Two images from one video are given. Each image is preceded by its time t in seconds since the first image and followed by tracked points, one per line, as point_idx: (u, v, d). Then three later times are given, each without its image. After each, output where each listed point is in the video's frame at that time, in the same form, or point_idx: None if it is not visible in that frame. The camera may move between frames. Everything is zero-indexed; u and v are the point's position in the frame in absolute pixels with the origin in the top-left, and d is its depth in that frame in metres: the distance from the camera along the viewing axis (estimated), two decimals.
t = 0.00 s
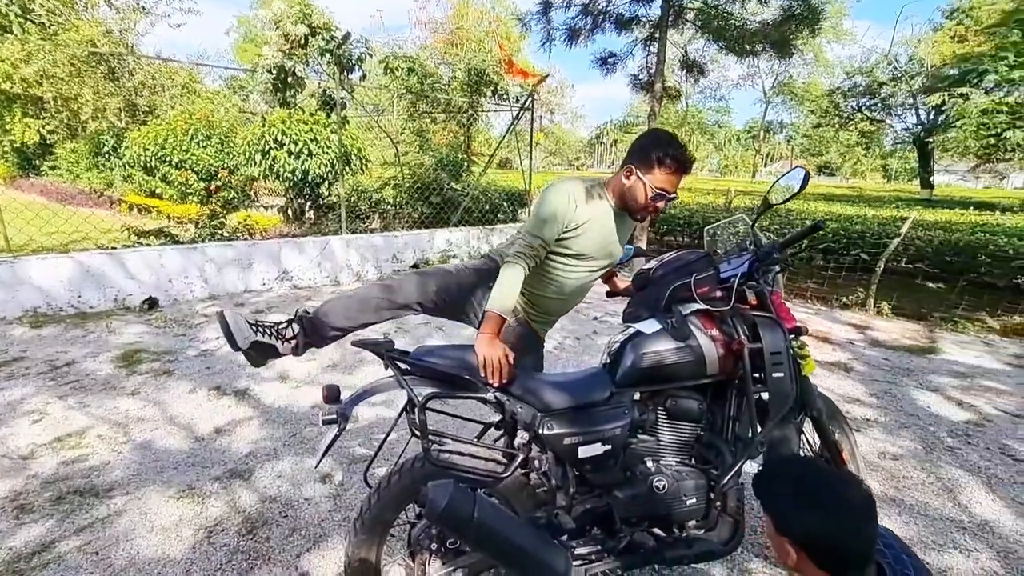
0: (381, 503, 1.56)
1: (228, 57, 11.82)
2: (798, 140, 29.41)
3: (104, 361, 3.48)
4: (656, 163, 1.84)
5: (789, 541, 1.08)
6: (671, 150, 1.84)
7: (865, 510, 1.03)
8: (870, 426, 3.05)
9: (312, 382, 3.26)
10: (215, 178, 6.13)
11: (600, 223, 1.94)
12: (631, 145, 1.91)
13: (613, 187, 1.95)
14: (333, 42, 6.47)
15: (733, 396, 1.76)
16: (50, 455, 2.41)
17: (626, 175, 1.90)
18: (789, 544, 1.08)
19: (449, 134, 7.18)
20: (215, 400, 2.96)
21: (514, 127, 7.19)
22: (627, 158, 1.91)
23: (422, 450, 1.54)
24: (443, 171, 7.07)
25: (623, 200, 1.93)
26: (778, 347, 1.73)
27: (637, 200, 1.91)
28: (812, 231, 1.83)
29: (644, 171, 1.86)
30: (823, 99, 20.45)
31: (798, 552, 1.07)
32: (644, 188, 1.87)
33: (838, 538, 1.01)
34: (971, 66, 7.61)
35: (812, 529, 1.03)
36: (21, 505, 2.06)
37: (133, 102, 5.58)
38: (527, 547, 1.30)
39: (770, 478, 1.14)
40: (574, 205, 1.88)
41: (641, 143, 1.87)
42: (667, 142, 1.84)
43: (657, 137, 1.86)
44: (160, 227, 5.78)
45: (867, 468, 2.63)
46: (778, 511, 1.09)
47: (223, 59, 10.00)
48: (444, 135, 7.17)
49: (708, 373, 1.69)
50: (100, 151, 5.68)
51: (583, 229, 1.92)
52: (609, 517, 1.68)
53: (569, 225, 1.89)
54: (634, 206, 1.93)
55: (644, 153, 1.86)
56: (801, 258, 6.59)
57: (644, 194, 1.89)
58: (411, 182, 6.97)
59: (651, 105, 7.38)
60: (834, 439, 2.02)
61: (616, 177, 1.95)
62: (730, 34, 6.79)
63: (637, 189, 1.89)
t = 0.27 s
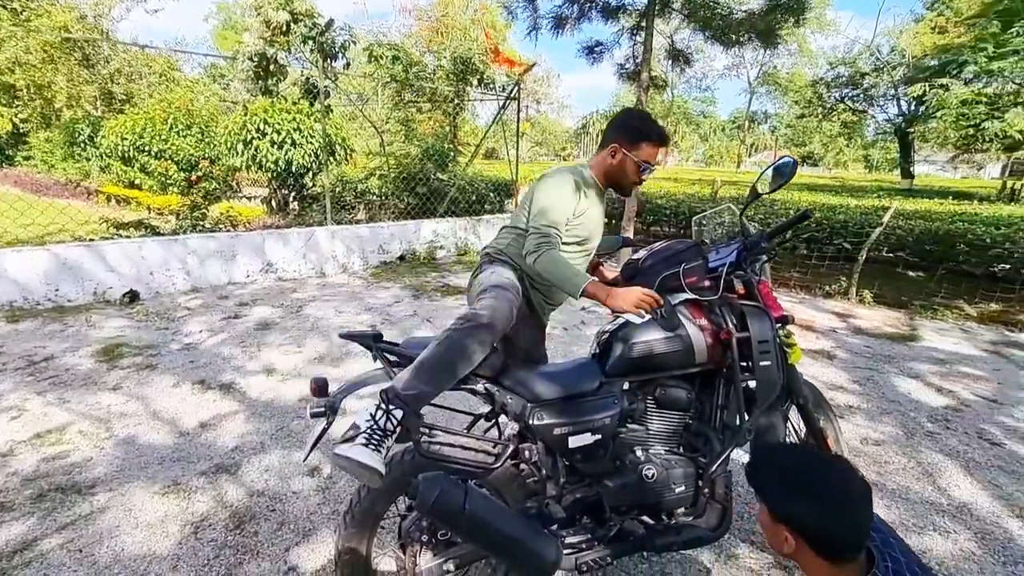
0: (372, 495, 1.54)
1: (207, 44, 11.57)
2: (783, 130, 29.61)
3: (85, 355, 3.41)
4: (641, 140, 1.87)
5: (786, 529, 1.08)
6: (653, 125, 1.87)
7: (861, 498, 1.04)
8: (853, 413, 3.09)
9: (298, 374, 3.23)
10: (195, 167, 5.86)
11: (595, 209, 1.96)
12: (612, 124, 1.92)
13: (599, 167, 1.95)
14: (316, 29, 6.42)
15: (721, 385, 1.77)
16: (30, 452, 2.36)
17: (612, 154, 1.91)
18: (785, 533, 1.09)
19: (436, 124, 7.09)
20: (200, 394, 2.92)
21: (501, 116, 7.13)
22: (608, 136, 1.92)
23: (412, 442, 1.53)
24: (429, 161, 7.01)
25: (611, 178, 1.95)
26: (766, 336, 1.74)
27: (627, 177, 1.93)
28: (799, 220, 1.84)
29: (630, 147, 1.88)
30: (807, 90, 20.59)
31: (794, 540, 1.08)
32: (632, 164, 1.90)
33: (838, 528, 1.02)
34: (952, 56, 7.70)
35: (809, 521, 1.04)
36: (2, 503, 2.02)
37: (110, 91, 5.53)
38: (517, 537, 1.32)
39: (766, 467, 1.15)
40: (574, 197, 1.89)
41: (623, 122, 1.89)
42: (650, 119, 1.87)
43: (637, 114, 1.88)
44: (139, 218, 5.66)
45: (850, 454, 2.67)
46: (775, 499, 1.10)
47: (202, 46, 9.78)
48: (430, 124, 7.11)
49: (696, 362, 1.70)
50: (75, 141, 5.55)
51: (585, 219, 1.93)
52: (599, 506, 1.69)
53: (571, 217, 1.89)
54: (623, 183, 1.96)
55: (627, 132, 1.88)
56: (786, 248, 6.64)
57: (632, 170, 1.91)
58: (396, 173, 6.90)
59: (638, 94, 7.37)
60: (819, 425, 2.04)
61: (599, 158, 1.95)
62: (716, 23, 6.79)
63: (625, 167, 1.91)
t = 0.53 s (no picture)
0: (353, 481, 1.53)
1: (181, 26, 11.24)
2: (765, 116, 29.75)
3: (60, 347, 3.34)
4: (612, 114, 1.87)
5: (764, 507, 1.11)
6: (621, 99, 1.87)
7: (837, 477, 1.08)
8: (829, 394, 3.15)
9: (280, 363, 3.20)
10: (171, 154, 5.82)
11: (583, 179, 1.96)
12: (581, 99, 1.90)
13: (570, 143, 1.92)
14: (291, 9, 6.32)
15: (700, 369, 1.79)
16: (4, 445, 2.32)
17: (583, 129, 1.89)
18: (763, 510, 1.12)
19: (417, 109, 7.01)
20: (179, 384, 2.89)
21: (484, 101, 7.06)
22: (577, 112, 1.90)
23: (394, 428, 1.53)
24: (412, 147, 6.92)
25: (584, 154, 1.93)
26: (744, 320, 1.76)
27: (600, 152, 1.92)
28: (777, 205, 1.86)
29: (602, 122, 1.87)
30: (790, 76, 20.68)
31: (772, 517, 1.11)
32: (603, 139, 1.89)
33: (818, 507, 1.05)
34: (931, 42, 7.77)
35: (790, 501, 1.07)
36: None
37: (80, 74, 5.35)
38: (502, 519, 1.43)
39: (741, 448, 1.16)
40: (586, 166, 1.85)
41: (592, 97, 1.87)
42: (618, 92, 1.86)
43: (605, 87, 1.87)
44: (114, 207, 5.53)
45: (825, 434, 2.73)
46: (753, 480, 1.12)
47: (177, 28, 9.51)
48: (411, 110, 7.04)
49: (676, 347, 1.72)
50: (45, 126, 5.29)
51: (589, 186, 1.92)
52: (581, 489, 1.71)
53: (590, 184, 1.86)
54: (596, 158, 1.94)
55: (598, 106, 1.87)
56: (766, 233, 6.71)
57: (604, 145, 1.91)
58: (378, 159, 6.82)
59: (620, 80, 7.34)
60: (794, 407, 2.08)
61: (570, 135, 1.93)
62: (700, 8, 6.76)
63: (597, 142, 1.89)
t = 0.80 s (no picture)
0: (327, 469, 1.55)
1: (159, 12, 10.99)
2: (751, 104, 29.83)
3: (36, 339, 3.31)
4: (610, 103, 1.83)
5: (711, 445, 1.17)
6: (619, 88, 1.83)
7: (777, 417, 1.14)
8: (803, 378, 3.22)
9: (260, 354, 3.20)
10: (150, 143, 5.75)
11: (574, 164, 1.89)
12: (578, 87, 1.84)
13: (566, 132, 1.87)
14: None
15: (671, 354, 1.84)
16: None
17: (580, 119, 1.84)
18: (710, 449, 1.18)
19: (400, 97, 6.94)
20: (158, 376, 2.88)
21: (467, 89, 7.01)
22: (574, 100, 1.84)
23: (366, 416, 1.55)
24: (395, 135, 6.88)
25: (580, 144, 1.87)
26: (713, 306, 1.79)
27: (595, 143, 1.88)
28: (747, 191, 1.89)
29: (599, 112, 1.83)
30: (774, 65, 20.74)
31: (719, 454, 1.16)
32: (601, 129, 1.85)
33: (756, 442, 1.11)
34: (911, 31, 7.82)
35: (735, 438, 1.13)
36: None
37: (53, 60, 5.30)
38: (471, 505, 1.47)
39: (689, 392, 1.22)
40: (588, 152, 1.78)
41: (591, 85, 1.81)
42: (616, 81, 1.82)
43: (603, 76, 1.82)
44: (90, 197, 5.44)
45: (797, 417, 2.79)
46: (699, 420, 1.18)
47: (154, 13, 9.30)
48: (393, 98, 6.98)
49: (646, 333, 1.78)
50: (18, 114, 5.27)
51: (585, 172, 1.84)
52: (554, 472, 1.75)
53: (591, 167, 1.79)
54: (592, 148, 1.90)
55: (596, 94, 1.82)
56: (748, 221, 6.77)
57: (602, 135, 1.86)
58: (360, 147, 6.77)
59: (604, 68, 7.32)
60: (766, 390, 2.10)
61: (566, 124, 1.87)
62: None
63: (594, 132, 1.85)
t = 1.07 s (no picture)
0: (285, 460, 1.59)
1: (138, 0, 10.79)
2: (739, 96, 29.91)
3: (9, 333, 3.30)
4: (612, 112, 1.76)
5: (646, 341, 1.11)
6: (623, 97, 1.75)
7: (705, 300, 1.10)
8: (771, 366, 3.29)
9: (236, 347, 3.22)
10: (129, 135, 5.68)
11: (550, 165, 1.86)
12: (579, 91, 1.75)
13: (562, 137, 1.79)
14: None
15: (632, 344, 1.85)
16: None
17: (580, 126, 1.77)
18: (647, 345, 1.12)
19: (382, 89, 6.91)
20: (132, 369, 2.89)
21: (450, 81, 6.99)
22: (575, 105, 1.76)
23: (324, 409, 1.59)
24: (377, 128, 6.85)
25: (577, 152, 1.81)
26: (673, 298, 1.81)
27: (592, 152, 1.81)
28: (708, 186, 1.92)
29: (599, 120, 1.75)
30: (761, 56, 20.77)
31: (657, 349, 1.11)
32: (600, 139, 1.78)
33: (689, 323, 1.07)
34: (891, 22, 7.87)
35: (664, 326, 1.08)
36: None
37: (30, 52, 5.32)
38: (428, 498, 1.50)
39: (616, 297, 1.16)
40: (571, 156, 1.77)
41: (595, 92, 1.73)
42: (620, 89, 1.74)
43: (607, 82, 1.74)
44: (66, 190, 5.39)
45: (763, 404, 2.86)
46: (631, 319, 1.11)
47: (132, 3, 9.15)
48: (375, 90, 6.93)
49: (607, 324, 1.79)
50: None
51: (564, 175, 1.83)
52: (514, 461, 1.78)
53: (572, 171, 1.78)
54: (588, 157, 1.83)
55: (598, 102, 1.74)
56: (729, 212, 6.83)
57: (598, 145, 1.79)
58: (342, 140, 6.75)
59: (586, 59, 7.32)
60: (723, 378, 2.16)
61: (562, 128, 1.79)
62: None
63: (593, 141, 1.78)
